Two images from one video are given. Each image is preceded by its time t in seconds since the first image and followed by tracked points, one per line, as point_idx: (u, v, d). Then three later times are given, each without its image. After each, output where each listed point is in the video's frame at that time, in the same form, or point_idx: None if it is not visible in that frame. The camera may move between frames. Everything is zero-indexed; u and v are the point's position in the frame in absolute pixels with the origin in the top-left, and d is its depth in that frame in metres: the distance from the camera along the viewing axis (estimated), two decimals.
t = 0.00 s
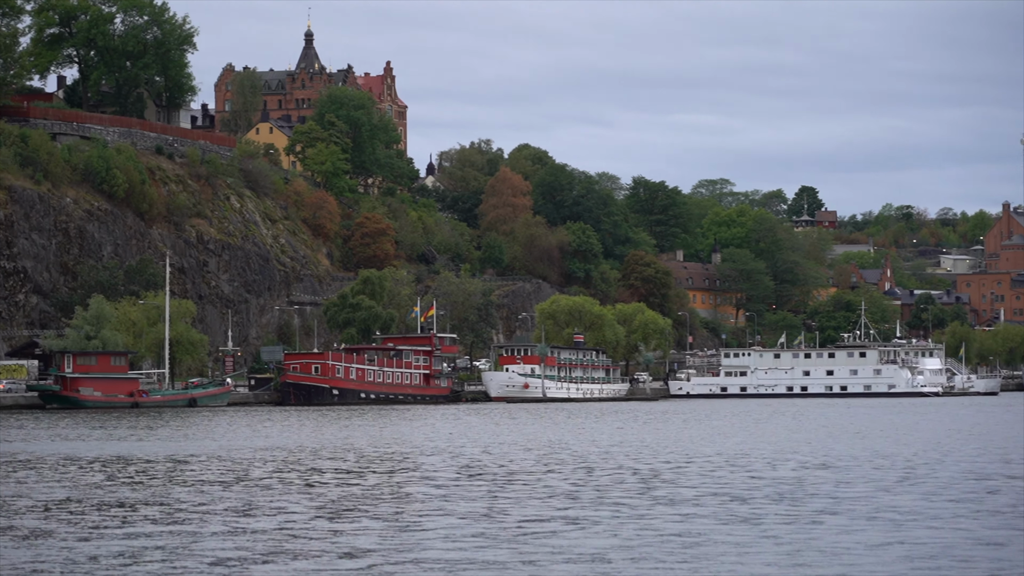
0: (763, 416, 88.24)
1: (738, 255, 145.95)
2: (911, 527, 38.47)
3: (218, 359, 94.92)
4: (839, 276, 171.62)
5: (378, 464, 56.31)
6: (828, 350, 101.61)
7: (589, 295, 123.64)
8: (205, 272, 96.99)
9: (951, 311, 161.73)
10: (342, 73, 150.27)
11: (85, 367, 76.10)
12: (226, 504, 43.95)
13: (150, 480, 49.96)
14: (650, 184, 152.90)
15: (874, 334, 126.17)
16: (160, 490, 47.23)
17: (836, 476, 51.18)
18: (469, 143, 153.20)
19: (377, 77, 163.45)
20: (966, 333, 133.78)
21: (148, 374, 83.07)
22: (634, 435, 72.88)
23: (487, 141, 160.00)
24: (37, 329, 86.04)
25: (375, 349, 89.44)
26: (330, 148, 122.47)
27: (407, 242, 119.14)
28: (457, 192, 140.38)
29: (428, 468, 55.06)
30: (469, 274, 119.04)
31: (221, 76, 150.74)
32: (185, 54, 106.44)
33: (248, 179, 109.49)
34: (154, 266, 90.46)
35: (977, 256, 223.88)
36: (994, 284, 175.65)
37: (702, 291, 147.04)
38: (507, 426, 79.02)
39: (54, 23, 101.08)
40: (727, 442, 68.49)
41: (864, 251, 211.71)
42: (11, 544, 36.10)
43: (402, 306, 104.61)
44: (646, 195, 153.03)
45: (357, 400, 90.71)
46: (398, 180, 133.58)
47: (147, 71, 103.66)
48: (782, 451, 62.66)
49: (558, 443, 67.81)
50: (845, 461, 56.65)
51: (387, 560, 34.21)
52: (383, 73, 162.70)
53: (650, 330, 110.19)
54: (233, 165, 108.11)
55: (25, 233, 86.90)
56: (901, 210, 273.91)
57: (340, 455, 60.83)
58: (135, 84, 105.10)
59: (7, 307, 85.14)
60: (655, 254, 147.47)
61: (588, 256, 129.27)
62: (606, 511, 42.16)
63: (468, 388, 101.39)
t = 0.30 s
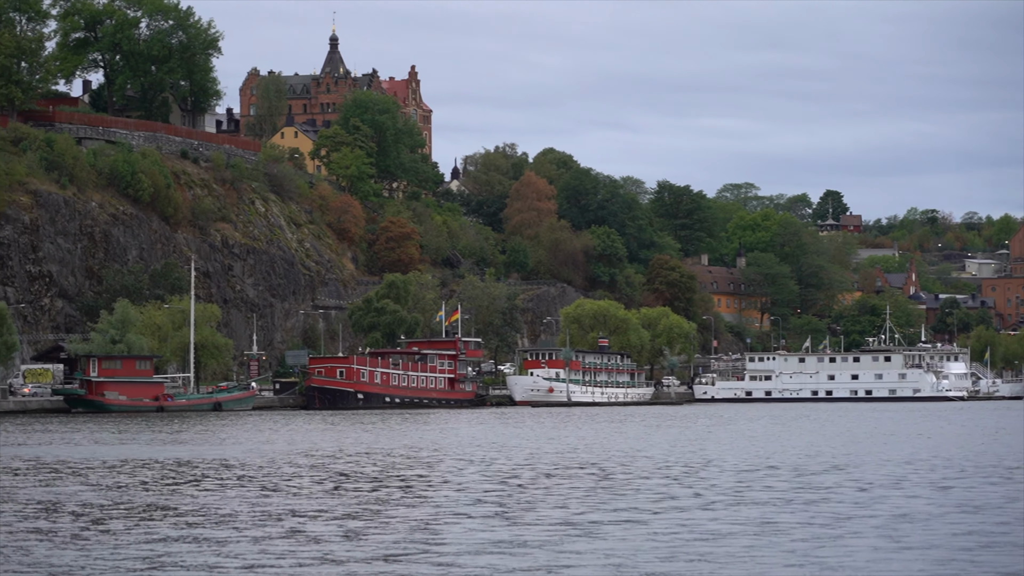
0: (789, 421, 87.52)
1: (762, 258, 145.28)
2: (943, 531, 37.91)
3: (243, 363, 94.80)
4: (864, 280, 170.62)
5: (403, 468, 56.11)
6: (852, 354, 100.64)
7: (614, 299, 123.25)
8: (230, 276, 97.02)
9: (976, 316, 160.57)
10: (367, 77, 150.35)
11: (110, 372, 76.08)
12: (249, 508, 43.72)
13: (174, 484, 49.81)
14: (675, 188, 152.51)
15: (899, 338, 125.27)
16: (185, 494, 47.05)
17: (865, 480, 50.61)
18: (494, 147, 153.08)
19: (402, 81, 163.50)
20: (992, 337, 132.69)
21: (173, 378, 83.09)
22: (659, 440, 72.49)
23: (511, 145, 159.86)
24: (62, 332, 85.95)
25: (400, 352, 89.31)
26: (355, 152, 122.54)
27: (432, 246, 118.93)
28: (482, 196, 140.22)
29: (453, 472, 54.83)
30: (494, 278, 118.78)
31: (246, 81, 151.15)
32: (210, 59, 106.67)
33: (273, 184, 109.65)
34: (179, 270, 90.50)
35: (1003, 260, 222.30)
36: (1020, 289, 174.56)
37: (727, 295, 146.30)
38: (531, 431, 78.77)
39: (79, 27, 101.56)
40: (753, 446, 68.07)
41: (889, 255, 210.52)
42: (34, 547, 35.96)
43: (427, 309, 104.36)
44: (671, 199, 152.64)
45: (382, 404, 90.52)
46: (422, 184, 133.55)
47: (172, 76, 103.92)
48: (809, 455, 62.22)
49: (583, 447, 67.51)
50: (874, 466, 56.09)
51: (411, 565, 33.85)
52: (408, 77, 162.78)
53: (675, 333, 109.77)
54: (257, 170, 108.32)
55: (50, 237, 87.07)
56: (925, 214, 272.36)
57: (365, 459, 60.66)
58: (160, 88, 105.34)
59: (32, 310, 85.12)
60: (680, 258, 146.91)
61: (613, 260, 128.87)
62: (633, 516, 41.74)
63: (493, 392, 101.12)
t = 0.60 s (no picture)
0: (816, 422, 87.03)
1: (788, 260, 144.49)
2: (971, 533, 37.55)
3: (270, 365, 94.55)
4: (891, 281, 169.51)
5: (427, 469, 55.98)
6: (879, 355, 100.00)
7: (640, 301, 122.79)
8: (256, 278, 97.05)
9: (1005, 317, 159.17)
10: (393, 79, 150.46)
11: (137, 374, 76.26)
12: (275, 509, 43.67)
13: (200, 485, 49.89)
14: (701, 189, 152.04)
15: (926, 339, 124.29)
16: (210, 495, 47.09)
17: (894, 480, 50.26)
18: (520, 149, 152.94)
19: (428, 82, 163.54)
20: (1020, 339, 131.47)
21: (199, 379, 83.12)
22: (685, 441, 72.09)
23: (537, 146, 159.73)
24: (89, 334, 85.93)
25: (427, 354, 89.29)
26: (382, 154, 122.66)
27: (458, 247, 118.74)
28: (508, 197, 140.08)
29: (478, 473, 54.66)
30: (520, 280, 118.52)
31: (272, 83, 151.51)
32: (236, 61, 107.00)
33: (299, 185, 109.77)
34: (206, 272, 90.59)
35: None
36: None
37: (752, 296, 145.84)
38: (557, 432, 78.50)
39: (105, 30, 101.95)
40: (781, 447, 67.60)
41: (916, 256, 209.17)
42: (58, 548, 36.05)
43: (453, 311, 104.11)
44: (697, 200, 152.17)
45: (409, 405, 90.37)
46: (449, 186, 133.54)
47: (199, 78, 104.17)
48: (836, 456, 61.74)
49: (609, 448, 67.24)
50: (903, 467, 55.72)
51: (435, 566, 33.74)
52: (434, 79, 162.84)
53: (701, 335, 109.27)
54: (283, 172, 108.46)
55: (77, 239, 87.24)
56: (952, 214, 270.67)
57: (391, 460, 60.55)
58: (186, 90, 105.60)
59: (59, 313, 84.94)
60: (706, 259, 146.38)
61: (639, 261, 128.38)
62: (659, 517, 41.53)
63: (519, 394, 100.84)
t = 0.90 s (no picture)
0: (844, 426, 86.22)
1: (814, 263, 143.60)
2: (1006, 538, 36.98)
3: (296, 369, 94.30)
4: (917, 284, 168.26)
5: (452, 473, 55.75)
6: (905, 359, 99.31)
7: (666, 304, 122.23)
8: (282, 282, 97.07)
9: None
10: (419, 83, 150.40)
11: (163, 378, 76.26)
12: (298, 513, 43.54)
13: (225, 489, 49.72)
14: (726, 193, 151.35)
15: (953, 343, 123.20)
16: (235, 499, 46.92)
17: (924, 484, 49.63)
18: (545, 152, 152.64)
19: (454, 86, 163.47)
20: None
21: (225, 383, 83.12)
22: (711, 445, 71.58)
23: (562, 150, 159.45)
24: (115, 338, 86.09)
25: (453, 357, 89.46)
26: (407, 157, 122.63)
27: (483, 251, 118.47)
28: (533, 201, 139.79)
29: (502, 477, 54.42)
30: (545, 283, 118.14)
31: (297, 87, 151.75)
32: (261, 65, 107.25)
33: (325, 190, 109.87)
34: (231, 276, 90.69)
35: None
36: None
37: (778, 300, 145.91)
38: (582, 435, 78.16)
39: (131, 34, 102.26)
40: (808, 451, 67.05)
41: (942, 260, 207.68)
42: (83, 552, 35.91)
43: (479, 315, 103.83)
44: (722, 204, 151.51)
45: (435, 409, 90.17)
46: (474, 190, 133.36)
47: (225, 82, 104.40)
48: (864, 460, 61.18)
49: (635, 452, 66.83)
50: (933, 471, 55.02)
51: (457, 569, 33.50)
52: (459, 83, 162.78)
53: (727, 338, 108.70)
54: (309, 176, 108.52)
55: (103, 243, 87.38)
56: (979, 218, 268.86)
57: (415, 464, 60.31)
58: (212, 94, 105.82)
59: (85, 317, 85.14)
60: (732, 263, 145.74)
61: (665, 265, 127.77)
62: (684, 521, 41.19)
63: (545, 398, 100.48)
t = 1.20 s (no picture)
0: (865, 434, 85.63)
1: (834, 271, 142.90)
2: None
3: (315, 377, 94.20)
4: (936, 291, 167.26)
5: (471, 481, 55.62)
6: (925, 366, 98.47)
7: (685, 312, 121.77)
8: (302, 290, 97.02)
9: None
10: (438, 91, 150.41)
11: (182, 386, 76.23)
12: (314, 520, 43.46)
13: (245, 497, 49.69)
14: (746, 201, 150.90)
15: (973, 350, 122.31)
16: (254, 506, 46.86)
17: (947, 492, 49.26)
18: (564, 160, 152.47)
19: (473, 94, 163.51)
20: None
21: (245, 392, 83.09)
22: (731, 453, 71.25)
23: (581, 158, 159.31)
24: (135, 347, 86.01)
25: (472, 366, 88.82)
26: (427, 165, 122.60)
27: (503, 259, 118.27)
28: (552, 210, 139.65)
29: (521, 484, 54.26)
30: (564, 291, 117.82)
31: (316, 95, 151.91)
32: (281, 73, 107.44)
33: (344, 198, 109.89)
34: (251, 284, 90.77)
35: None
36: None
37: (798, 307, 144.44)
38: (601, 443, 77.93)
39: (151, 43, 102.53)
40: (828, 458, 66.65)
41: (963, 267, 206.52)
42: (104, 559, 35.87)
43: (499, 323, 103.65)
44: (742, 211, 151.12)
45: (454, 417, 89.97)
46: (493, 198, 133.26)
47: (244, 90, 104.58)
48: (885, 467, 60.78)
49: (654, 460, 66.56)
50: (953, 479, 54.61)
51: None
52: (479, 91, 162.85)
53: (747, 346, 108.29)
54: (328, 184, 108.62)
55: (123, 252, 87.50)
56: (999, 225, 267.20)
57: (434, 472, 60.21)
58: (232, 103, 106.02)
59: (105, 325, 85.13)
60: (751, 270, 145.42)
61: (684, 273, 127.31)
62: (701, 528, 41.00)
63: (564, 406, 100.25)
